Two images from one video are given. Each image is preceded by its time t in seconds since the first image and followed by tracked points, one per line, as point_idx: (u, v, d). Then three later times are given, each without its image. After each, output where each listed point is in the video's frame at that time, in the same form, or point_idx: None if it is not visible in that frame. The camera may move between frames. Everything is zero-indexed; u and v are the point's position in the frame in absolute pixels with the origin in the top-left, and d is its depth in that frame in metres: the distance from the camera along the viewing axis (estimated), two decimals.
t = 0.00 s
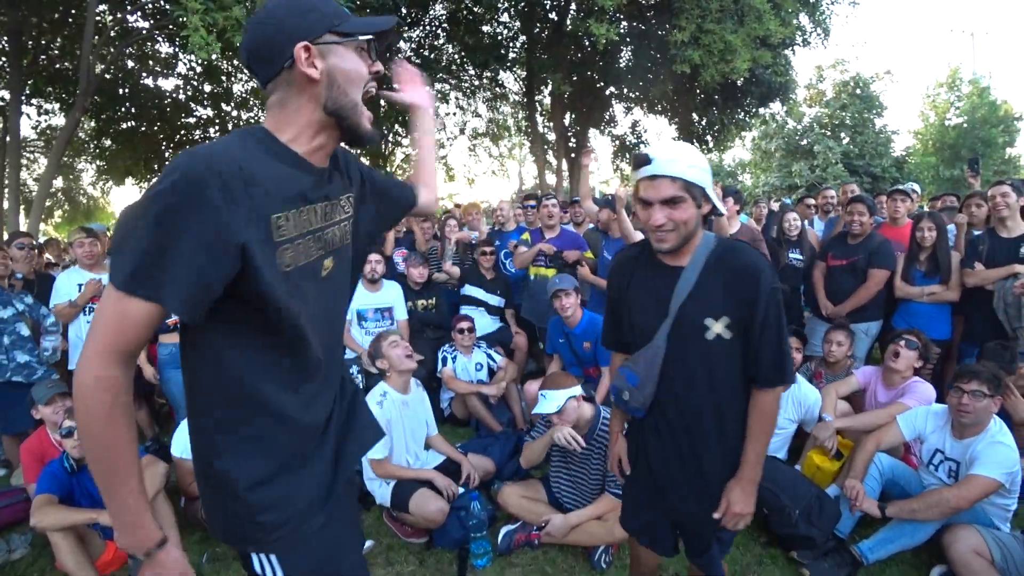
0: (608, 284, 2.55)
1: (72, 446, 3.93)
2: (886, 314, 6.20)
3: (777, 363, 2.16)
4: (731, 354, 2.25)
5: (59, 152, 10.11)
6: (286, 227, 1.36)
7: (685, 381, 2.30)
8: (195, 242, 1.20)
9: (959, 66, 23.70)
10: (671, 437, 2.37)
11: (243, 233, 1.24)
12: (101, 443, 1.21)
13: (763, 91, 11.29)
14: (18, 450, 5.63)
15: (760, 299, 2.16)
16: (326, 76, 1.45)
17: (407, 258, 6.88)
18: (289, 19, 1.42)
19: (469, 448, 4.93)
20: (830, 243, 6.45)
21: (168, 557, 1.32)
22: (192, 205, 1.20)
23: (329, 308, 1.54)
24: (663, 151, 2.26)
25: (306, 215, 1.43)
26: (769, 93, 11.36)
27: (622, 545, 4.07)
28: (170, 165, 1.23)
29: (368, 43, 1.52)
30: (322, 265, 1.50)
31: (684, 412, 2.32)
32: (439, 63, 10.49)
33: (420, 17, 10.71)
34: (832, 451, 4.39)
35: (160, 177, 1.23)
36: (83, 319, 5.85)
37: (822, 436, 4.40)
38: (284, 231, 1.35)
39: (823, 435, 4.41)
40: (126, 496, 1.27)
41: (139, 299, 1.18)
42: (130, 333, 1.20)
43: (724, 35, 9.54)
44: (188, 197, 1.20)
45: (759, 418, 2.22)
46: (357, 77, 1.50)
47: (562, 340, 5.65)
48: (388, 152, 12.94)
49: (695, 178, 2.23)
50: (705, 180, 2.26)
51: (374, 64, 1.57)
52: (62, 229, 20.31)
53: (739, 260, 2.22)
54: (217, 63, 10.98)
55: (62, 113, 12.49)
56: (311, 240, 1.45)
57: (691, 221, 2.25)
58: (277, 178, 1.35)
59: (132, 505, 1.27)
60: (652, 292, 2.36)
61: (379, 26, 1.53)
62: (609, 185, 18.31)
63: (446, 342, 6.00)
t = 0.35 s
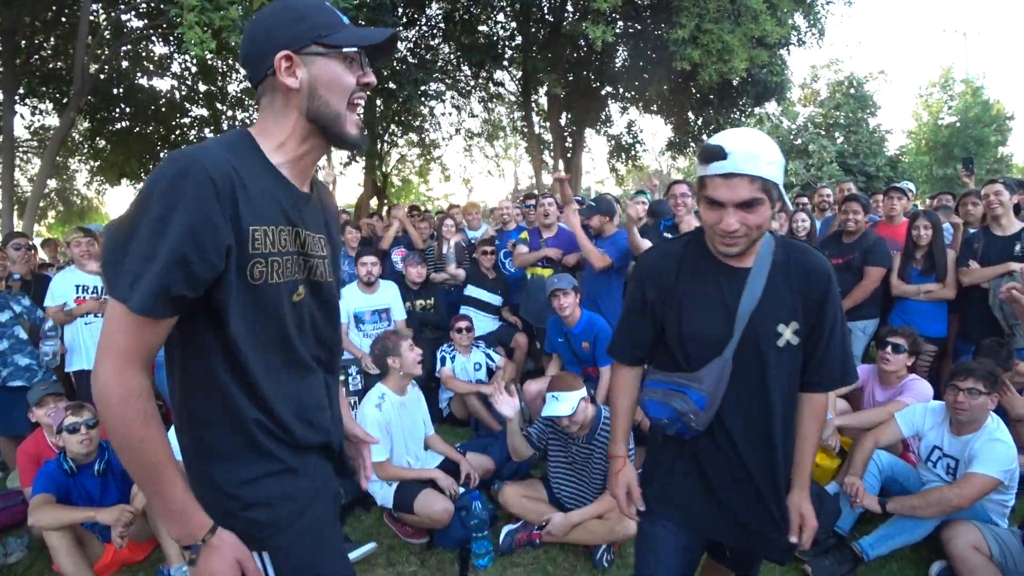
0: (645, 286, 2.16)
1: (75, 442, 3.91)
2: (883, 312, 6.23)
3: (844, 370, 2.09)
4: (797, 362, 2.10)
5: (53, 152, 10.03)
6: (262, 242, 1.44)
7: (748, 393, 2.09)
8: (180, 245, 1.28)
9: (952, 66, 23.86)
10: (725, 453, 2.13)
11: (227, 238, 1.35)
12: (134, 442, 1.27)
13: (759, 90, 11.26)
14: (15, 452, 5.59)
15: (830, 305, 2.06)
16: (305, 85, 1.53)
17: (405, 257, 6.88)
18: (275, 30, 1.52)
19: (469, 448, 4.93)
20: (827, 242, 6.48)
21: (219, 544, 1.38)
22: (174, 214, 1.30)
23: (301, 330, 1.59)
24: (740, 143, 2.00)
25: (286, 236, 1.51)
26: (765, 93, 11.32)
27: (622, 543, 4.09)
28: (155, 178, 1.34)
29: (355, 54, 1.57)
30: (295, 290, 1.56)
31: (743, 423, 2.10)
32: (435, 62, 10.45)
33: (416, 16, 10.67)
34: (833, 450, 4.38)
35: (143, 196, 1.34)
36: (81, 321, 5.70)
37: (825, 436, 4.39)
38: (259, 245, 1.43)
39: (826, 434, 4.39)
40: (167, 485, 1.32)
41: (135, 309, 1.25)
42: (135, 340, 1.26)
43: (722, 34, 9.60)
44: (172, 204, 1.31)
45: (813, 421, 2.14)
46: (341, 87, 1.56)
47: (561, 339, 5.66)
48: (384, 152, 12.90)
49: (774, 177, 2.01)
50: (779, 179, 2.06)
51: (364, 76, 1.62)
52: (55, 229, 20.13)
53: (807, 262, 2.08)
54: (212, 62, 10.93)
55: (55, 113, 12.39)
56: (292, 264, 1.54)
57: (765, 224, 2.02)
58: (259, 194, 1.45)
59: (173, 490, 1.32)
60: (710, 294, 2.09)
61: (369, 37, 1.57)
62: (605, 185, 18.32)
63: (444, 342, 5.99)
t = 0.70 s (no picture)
0: (668, 325, 1.88)
1: (81, 442, 3.94)
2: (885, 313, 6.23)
3: (912, 383, 1.82)
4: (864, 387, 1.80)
5: (54, 155, 10.01)
6: (257, 243, 1.49)
7: (806, 431, 1.80)
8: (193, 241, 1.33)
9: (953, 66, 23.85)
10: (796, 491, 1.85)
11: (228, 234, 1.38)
12: (197, 423, 1.23)
13: (760, 91, 11.25)
14: (18, 456, 5.58)
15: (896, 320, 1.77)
16: (272, 93, 1.55)
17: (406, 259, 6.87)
18: (244, 43, 1.56)
19: (472, 450, 4.92)
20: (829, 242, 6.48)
21: (345, 437, 1.30)
22: (174, 215, 1.32)
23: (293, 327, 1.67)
24: (749, 138, 1.72)
25: (275, 237, 1.56)
26: (766, 93, 11.30)
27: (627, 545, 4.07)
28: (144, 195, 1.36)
29: (320, 59, 1.57)
30: (280, 291, 1.59)
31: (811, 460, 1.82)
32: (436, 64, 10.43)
33: (416, 18, 10.62)
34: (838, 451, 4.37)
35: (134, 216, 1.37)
36: (81, 325, 5.69)
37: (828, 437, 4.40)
38: (254, 247, 1.48)
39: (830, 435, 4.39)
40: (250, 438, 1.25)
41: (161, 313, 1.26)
42: (161, 336, 1.25)
43: (725, 35, 9.61)
44: (170, 214, 1.32)
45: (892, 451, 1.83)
46: (308, 92, 1.56)
47: (564, 341, 5.66)
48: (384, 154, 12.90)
49: (794, 176, 1.70)
50: (807, 177, 1.73)
51: (336, 77, 1.61)
52: (55, 231, 20.09)
53: (856, 272, 1.80)
54: (213, 64, 10.94)
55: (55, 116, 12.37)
56: (283, 264, 1.60)
57: (789, 236, 1.72)
58: (245, 196, 1.50)
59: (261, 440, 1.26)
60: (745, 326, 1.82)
61: (333, 40, 1.57)
62: (605, 186, 18.32)
63: (446, 344, 5.98)
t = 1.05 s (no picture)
0: (701, 314, 1.78)
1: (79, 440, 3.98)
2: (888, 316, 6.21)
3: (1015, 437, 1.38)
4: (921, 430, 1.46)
5: (55, 155, 10.03)
6: (239, 244, 1.46)
7: (835, 469, 1.54)
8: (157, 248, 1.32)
9: (954, 68, 23.88)
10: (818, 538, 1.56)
11: (194, 238, 1.37)
12: (154, 447, 1.23)
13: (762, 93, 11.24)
14: (18, 457, 5.58)
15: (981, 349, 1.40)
16: (284, 77, 1.54)
17: (407, 260, 6.86)
18: (257, 23, 1.55)
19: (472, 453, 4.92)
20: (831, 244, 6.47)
21: (313, 494, 1.28)
22: (142, 217, 1.32)
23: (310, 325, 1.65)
24: (767, 86, 1.60)
25: (273, 236, 1.53)
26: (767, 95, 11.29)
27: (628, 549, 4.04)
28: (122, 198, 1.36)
29: (338, 43, 1.56)
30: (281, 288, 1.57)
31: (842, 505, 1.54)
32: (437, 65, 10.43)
33: (417, 20, 10.69)
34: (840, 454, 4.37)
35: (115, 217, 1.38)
36: (81, 326, 5.69)
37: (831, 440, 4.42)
38: (236, 248, 1.46)
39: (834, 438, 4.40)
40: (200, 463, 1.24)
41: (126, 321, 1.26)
42: (124, 345, 1.26)
43: (726, 35, 9.59)
44: (140, 217, 1.32)
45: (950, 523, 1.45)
46: (324, 78, 1.55)
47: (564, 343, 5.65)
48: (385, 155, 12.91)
49: (820, 122, 1.51)
50: (836, 124, 1.52)
51: (354, 64, 1.60)
52: (56, 233, 20.13)
53: (926, 280, 1.48)
54: (213, 66, 10.95)
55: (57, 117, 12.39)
56: (280, 263, 1.54)
57: (817, 191, 1.52)
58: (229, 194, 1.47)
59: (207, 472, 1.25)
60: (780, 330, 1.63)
61: (353, 25, 1.57)
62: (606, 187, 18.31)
63: (446, 345, 5.98)
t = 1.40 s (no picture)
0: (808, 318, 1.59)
1: (65, 442, 3.98)
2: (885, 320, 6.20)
3: None
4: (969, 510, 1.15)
5: (51, 152, 10.00)
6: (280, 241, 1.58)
7: (857, 521, 1.31)
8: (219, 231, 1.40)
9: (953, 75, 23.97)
10: None
11: (248, 226, 1.46)
12: (207, 424, 1.27)
13: (761, 97, 11.25)
14: (11, 455, 5.55)
15: None
16: (286, 101, 1.64)
17: (404, 261, 6.83)
18: (267, 53, 1.66)
19: (466, 455, 4.90)
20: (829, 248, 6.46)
21: (331, 482, 1.34)
22: (204, 202, 1.41)
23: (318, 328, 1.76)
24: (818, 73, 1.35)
25: (288, 240, 1.65)
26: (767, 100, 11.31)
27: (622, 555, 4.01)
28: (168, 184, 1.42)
29: (335, 74, 1.66)
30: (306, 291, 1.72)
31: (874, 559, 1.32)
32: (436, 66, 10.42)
33: (417, 21, 10.57)
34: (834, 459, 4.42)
35: (158, 203, 1.44)
36: (76, 325, 5.65)
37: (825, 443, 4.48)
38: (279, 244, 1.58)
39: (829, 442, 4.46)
40: (248, 443, 1.29)
41: (171, 294, 1.31)
42: (174, 317, 1.31)
43: (723, 41, 9.58)
44: (198, 199, 1.40)
45: None
46: (320, 105, 1.65)
47: (560, 346, 5.62)
48: (384, 155, 12.89)
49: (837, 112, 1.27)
50: (883, 117, 1.24)
51: (348, 93, 1.69)
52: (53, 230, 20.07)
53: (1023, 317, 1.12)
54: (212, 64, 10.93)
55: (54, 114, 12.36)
56: (299, 267, 1.68)
57: (850, 199, 1.28)
58: (266, 194, 1.60)
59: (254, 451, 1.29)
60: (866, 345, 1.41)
61: (350, 59, 1.67)
62: (606, 190, 18.29)
63: (442, 347, 5.96)
